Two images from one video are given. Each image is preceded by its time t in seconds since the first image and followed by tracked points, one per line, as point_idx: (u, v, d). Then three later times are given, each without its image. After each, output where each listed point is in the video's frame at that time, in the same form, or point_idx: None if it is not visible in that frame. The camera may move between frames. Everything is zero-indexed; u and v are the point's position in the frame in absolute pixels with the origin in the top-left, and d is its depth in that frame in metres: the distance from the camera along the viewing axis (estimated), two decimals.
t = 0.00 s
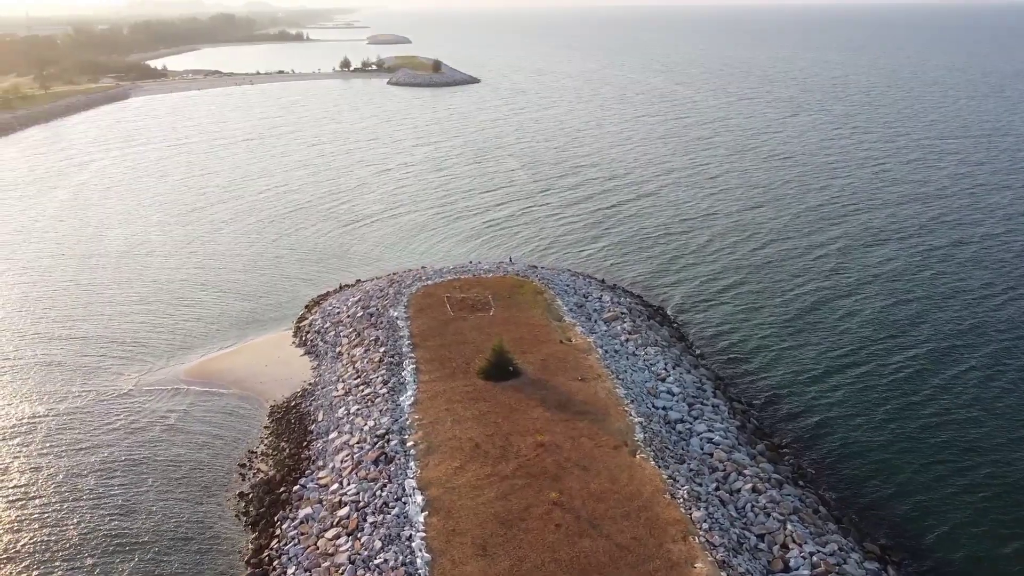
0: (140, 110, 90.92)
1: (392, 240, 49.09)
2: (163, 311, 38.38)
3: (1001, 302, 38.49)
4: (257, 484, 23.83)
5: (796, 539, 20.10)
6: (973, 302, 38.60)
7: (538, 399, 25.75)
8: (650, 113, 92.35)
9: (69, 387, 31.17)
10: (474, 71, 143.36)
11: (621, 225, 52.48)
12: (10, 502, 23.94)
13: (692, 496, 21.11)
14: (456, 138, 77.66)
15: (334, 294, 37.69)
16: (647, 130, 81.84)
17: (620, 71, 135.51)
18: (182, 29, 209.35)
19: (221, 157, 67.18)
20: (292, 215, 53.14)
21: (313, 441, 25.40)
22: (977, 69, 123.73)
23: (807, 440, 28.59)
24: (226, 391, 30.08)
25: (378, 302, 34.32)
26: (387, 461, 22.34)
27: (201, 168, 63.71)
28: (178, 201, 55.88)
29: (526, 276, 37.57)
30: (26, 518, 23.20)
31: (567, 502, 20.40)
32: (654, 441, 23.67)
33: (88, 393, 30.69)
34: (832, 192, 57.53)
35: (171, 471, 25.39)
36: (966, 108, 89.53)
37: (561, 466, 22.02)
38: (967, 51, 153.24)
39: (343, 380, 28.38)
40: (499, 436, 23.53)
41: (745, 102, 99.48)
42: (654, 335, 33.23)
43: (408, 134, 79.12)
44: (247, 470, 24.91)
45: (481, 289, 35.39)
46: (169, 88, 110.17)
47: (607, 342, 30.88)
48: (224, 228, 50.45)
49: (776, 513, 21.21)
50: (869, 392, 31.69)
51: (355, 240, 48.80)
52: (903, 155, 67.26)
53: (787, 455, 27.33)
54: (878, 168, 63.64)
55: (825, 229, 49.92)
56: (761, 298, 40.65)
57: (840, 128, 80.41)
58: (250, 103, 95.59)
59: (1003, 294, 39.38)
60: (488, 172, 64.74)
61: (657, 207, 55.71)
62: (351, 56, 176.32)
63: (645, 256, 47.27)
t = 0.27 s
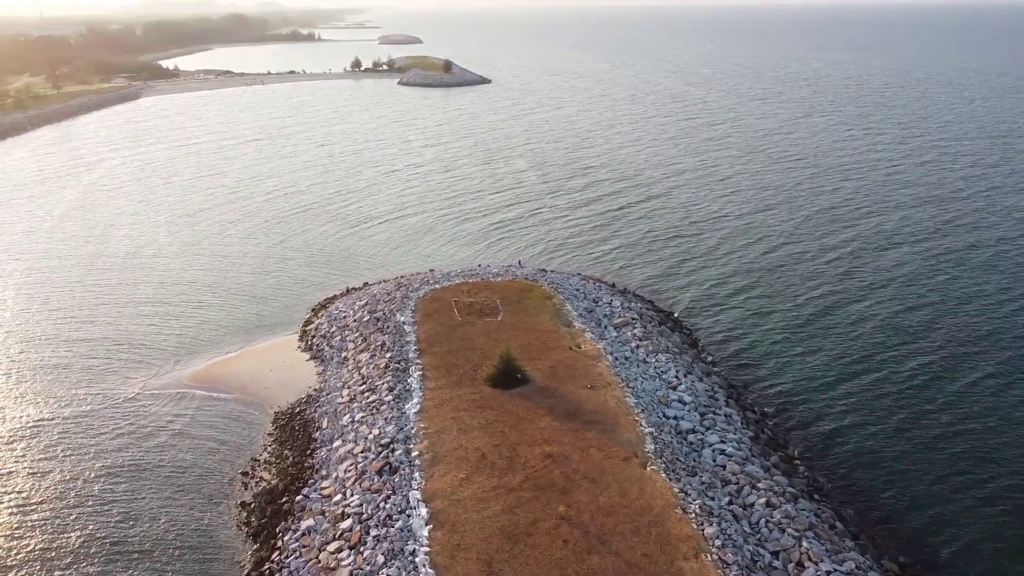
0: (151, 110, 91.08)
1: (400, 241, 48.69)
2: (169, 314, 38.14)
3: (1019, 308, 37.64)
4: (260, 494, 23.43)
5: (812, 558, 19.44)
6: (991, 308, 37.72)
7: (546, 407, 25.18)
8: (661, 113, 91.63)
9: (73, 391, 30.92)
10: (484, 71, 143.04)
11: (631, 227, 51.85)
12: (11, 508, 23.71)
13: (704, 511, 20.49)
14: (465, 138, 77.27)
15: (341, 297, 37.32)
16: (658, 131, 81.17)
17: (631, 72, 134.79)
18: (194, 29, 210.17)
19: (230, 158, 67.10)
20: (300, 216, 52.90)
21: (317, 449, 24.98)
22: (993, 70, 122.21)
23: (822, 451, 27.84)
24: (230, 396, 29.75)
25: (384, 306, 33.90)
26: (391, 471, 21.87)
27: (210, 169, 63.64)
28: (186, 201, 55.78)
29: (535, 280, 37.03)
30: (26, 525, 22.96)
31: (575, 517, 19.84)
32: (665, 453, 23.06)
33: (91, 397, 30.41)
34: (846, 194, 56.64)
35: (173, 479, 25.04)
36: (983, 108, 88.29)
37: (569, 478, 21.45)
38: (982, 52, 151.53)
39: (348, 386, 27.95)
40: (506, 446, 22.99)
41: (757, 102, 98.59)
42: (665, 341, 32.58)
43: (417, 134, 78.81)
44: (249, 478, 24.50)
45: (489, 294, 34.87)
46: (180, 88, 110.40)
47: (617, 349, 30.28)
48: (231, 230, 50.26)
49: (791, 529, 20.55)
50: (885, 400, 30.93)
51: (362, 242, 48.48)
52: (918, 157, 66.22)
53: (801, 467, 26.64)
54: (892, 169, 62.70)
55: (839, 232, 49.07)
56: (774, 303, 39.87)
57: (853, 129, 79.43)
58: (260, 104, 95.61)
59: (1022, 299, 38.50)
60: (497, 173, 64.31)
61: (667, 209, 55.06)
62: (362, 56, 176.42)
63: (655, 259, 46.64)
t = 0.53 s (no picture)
0: (157, 110, 90.95)
1: (404, 243, 48.25)
2: (171, 317, 37.83)
3: None
4: (259, 504, 23.01)
5: None
6: (1005, 314, 36.93)
7: (551, 416, 24.63)
8: (668, 114, 91.00)
9: (73, 395, 30.61)
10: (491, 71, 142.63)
11: (638, 228, 51.27)
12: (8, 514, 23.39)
13: (713, 526, 19.89)
14: (472, 139, 76.86)
15: (344, 301, 36.93)
16: (666, 132, 80.55)
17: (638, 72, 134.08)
18: (203, 28, 210.49)
19: (235, 158, 66.89)
20: (304, 217, 52.59)
21: (318, 458, 24.56)
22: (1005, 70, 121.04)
23: (833, 461, 27.21)
24: (231, 403, 29.39)
25: (388, 311, 33.45)
26: (392, 483, 21.39)
27: (215, 169, 63.43)
28: (191, 202, 55.59)
29: (541, 284, 36.50)
30: (22, 533, 22.63)
31: (580, 531, 19.29)
32: (673, 465, 22.46)
33: (91, 402, 30.09)
34: (855, 196, 55.88)
35: (172, 487, 24.68)
36: (994, 109, 87.28)
37: (575, 491, 20.89)
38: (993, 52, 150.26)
39: (350, 393, 27.50)
40: (510, 456, 22.46)
41: (765, 103, 97.82)
42: (673, 348, 31.97)
43: (423, 135, 78.45)
44: (248, 488, 24.11)
45: (494, 298, 34.35)
46: (187, 88, 110.40)
47: (624, 356, 29.69)
48: (236, 231, 50.00)
49: (803, 546, 19.92)
50: (897, 407, 30.24)
51: (367, 244, 48.10)
52: (929, 158, 65.34)
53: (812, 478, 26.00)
54: (902, 171, 61.91)
55: (848, 234, 48.33)
56: (783, 307, 39.21)
57: (863, 130, 78.59)
58: (267, 104, 95.48)
59: None
60: (503, 173, 63.85)
61: (674, 210, 54.46)
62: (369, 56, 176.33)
63: (662, 261, 46.05)
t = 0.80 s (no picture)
0: (156, 111, 90.53)
1: (402, 245, 47.72)
2: (165, 321, 37.33)
3: None
4: (251, 515, 22.51)
5: None
6: (1009, 317, 36.38)
7: (551, 425, 24.08)
8: (669, 114, 90.52)
9: (64, 400, 30.09)
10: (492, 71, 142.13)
11: (638, 229, 50.73)
12: None
13: (717, 541, 19.33)
14: (472, 139, 76.41)
15: (341, 305, 36.42)
16: (667, 132, 80.03)
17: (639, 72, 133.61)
18: (204, 28, 210.25)
19: (234, 159, 66.45)
20: (302, 218, 52.12)
21: (311, 469, 24.05)
22: (1007, 70, 120.48)
23: (838, 470, 26.63)
24: (225, 410, 28.90)
25: (385, 315, 32.93)
26: (387, 496, 20.85)
27: (213, 170, 62.96)
28: (188, 203, 55.13)
29: (541, 288, 35.92)
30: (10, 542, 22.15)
31: (580, 546, 18.75)
32: (676, 476, 21.90)
33: (82, 407, 29.57)
34: (858, 197, 55.29)
35: (163, 495, 24.18)
36: (997, 110, 86.73)
37: (575, 504, 20.34)
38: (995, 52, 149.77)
39: (345, 401, 26.96)
40: (509, 467, 21.92)
41: (767, 103, 97.31)
42: (675, 354, 31.38)
43: (423, 135, 78.03)
44: (241, 498, 23.61)
45: (494, 303, 33.78)
46: (187, 88, 109.98)
47: (625, 362, 29.14)
48: (233, 232, 49.55)
49: (809, 563, 19.36)
50: (902, 414, 29.64)
51: (364, 245, 47.62)
52: (931, 159, 64.76)
53: (816, 488, 25.44)
54: (905, 171, 61.34)
55: (851, 236, 47.74)
56: (785, 310, 38.62)
57: (865, 130, 78.04)
58: (267, 104, 95.06)
59: None
60: (502, 174, 63.36)
61: (675, 211, 53.93)
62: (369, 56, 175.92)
63: (663, 263, 45.50)
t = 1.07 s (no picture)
0: (154, 111, 90.09)
1: (399, 247, 47.18)
2: (158, 325, 36.79)
3: None
4: (242, 528, 21.99)
5: None
6: (1013, 321, 35.86)
7: (549, 435, 23.52)
8: (669, 115, 90.08)
9: (54, 405, 29.60)
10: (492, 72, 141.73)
11: (637, 231, 50.24)
12: None
13: (721, 558, 18.77)
14: (471, 140, 75.96)
15: (337, 310, 35.92)
16: (667, 132, 79.57)
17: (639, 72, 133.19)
18: (204, 28, 209.87)
19: (231, 159, 65.98)
20: (299, 219, 51.65)
21: (305, 480, 23.52)
22: (1008, 71, 120.10)
23: (843, 480, 26.04)
24: (218, 416, 28.41)
25: (381, 320, 32.41)
26: (382, 509, 20.32)
27: (210, 171, 62.51)
28: (184, 204, 54.69)
29: (540, 293, 35.39)
30: None
31: (579, 562, 18.20)
32: (678, 488, 21.35)
33: (71, 414, 29.00)
34: (859, 199, 54.71)
35: (153, 505, 23.68)
36: (998, 111, 86.30)
37: (574, 517, 19.78)
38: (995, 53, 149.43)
39: (340, 409, 26.44)
40: (506, 479, 21.35)
41: (767, 103, 96.87)
42: (676, 360, 30.84)
43: (421, 136, 77.57)
44: (232, 509, 23.08)
45: (492, 308, 33.22)
46: (185, 88, 109.59)
47: (626, 369, 28.59)
48: (228, 234, 49.08)
49: None
50: (907, 422, 29.03)
51: (361, 247, 47.15)
52: (933, 160, 64.21)
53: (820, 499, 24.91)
54: (906, 172, 60.84)
55: (853, 238, 47.15)
56: (788, 314, 38.02)
57: (866, 131, 77.57)
58: (265, 104, 94.62)
59: None
60: (501, 175, 62.89)
61: (675, 212, 53.44)
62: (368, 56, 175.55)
63: (662, 265, 45.00)
